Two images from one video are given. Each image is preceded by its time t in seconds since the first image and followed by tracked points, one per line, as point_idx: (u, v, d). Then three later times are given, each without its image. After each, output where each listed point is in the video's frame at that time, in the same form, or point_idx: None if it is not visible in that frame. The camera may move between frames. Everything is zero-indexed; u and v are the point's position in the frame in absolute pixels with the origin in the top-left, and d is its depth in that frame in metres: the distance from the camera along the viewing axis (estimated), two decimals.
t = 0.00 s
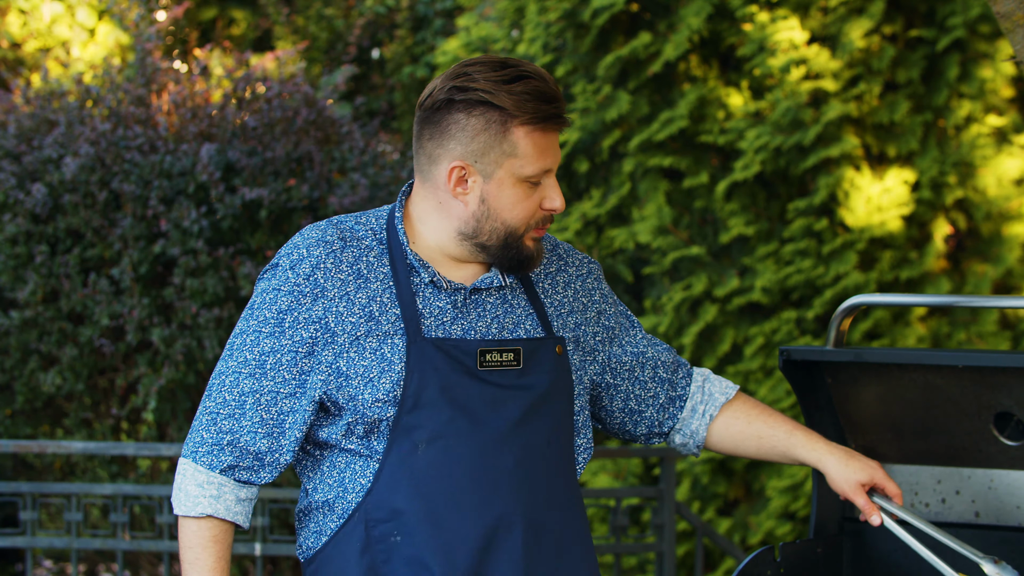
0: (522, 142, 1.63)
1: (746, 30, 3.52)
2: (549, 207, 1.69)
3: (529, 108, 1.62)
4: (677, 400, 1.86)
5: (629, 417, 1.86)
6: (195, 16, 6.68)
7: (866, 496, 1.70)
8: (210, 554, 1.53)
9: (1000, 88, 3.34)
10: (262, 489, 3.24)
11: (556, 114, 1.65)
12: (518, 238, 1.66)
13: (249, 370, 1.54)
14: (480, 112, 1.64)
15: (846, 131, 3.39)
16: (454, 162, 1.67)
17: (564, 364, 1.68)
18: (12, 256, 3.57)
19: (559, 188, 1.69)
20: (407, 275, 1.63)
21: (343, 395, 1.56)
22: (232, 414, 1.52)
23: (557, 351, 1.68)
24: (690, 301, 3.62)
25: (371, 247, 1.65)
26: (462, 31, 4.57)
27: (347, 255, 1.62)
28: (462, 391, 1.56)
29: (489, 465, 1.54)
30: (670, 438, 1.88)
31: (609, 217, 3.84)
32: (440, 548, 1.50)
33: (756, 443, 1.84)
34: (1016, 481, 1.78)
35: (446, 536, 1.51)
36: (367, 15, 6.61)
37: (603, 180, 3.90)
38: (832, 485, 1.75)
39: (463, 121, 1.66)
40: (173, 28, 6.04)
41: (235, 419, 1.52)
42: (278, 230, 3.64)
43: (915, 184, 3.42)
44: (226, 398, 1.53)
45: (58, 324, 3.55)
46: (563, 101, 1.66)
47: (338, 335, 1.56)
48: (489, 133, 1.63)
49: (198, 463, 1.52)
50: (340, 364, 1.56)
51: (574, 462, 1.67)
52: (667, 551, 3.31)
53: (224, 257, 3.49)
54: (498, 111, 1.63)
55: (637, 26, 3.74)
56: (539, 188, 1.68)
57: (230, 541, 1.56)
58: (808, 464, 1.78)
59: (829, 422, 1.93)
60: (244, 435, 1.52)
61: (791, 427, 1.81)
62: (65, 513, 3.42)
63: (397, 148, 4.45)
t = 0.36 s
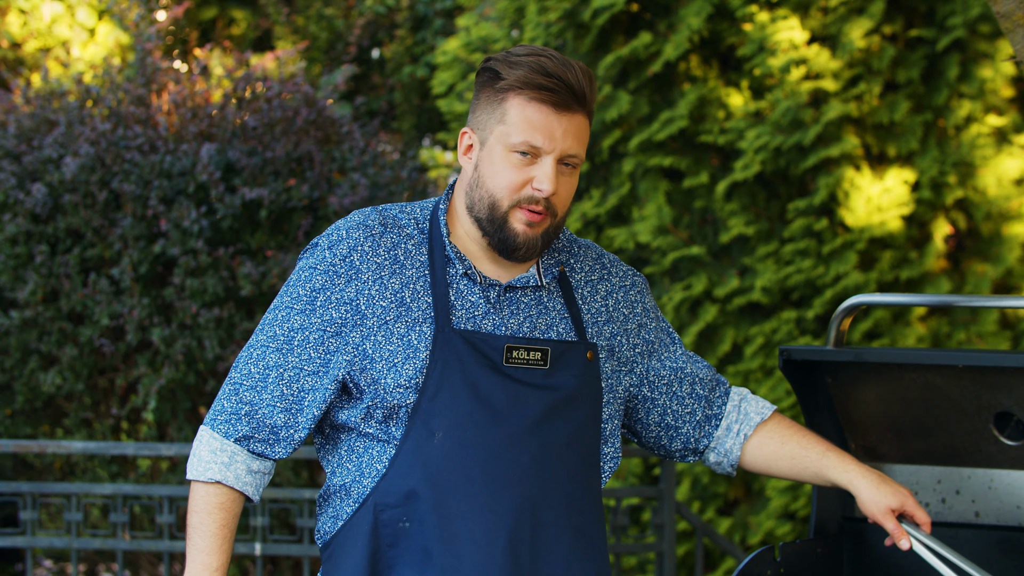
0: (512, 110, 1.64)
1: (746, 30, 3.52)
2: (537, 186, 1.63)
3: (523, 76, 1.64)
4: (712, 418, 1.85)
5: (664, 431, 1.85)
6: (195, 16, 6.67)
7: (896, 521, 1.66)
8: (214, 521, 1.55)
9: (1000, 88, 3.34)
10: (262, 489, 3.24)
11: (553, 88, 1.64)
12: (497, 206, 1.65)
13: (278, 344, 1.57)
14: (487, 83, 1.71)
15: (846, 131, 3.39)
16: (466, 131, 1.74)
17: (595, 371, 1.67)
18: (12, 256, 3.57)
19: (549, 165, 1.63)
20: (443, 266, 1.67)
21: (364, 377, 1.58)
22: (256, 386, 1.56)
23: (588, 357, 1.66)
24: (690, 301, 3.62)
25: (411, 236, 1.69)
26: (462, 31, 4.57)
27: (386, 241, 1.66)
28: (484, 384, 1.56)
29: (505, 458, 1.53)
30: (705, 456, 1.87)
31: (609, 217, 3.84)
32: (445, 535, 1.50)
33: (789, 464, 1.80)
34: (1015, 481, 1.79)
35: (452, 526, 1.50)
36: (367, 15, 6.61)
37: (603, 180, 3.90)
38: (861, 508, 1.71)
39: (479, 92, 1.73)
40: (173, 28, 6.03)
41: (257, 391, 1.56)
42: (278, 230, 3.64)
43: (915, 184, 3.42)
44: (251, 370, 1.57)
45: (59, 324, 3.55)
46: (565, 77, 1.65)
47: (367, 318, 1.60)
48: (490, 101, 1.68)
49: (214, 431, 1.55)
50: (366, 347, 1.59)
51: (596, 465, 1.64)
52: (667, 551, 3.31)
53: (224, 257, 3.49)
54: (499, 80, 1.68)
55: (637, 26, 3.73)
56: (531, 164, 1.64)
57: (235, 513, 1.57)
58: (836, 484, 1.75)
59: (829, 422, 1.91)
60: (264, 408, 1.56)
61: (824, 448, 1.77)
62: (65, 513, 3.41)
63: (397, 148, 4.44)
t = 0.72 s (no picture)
0: (521, 115, 1.63)
1: (746, 31, 3.52)
2: (538, 193, 1.63)
3: (536, 82, 1.63)
4: (723, 414, 1.85)
5: (675, 428, 1.85)
6: (195, 16, 6.67)
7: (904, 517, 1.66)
8: (231, 526, 1.57)
9: (1000, 88, 3.34)
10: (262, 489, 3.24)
11: (565, 98, 1.62)
12: (497, 209, 1.64)
13: (280, 348, 1.59)
14: (501, 83, 1.70)
15: (846, 131, 3.39)
16: (475, 127, 1.74)
17: (596, 368, 1.67)
18: (12, 256, 3.57)
19: (552, 173, 1.63)
20: (442, 266, 1.67)
21: (363, 377, 1.59)
22: (262, 391, 1.58)
23: (589, 354, 1.67)
24: (690, 301, 3.62)
25: (411, 236, 1.69)
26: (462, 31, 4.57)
27: (385, 241, 1.67)
28: (481, 381, 1.56)
29: (503, 455, 1.53)
30: (716, 453, 1.87)
31: (609, 217, 3.84)
32: (442, 533, 1.50)
33: (799, 456, 1.79)
34: (1016, 481, 1.78)
35: (450, 523, 1.50)
36: (366, 15, 6.60)
37: (603, 180, 3.90)
38: (869, 502, 1.71)
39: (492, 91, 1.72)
40: (173, 28, 6.03)
41: (263, 396, 1.58)
42: (278, 230, 3.64)
43: (915, 184, 3.42)
44: (257, 375, 1.58)
45: (59, 324, 3.55)
46: (579, 88, 1.64)
47: (366, 318, 1.60)
48: (501, 101, 1.67)
49: (224, 437, 1.57)
50: (365, 347, 1.59)
51: (599, 464, 1.64)
52: (667, 551, 3.31)
53: (225, 257, 3.49)
54: (512, 82, 1.67)
55: (637, 26, 3.73)
56: (535, 170, 1.64)
57: (253, 517, 1.60)
58: (846, 479, 1.74)
59: (829, 422, 1.92)
60: (270, 412, 1.58)
61: (835, 441, 1.77)
62: (64, 513, 3.41)
63: (397, 148, 4.44)
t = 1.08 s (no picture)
0: (577, 145, 1.65)
1: (746, 30, 3.52)
2: (589, 219, 1.69)
3: (591, 113, 1.64)
4: (725, 411, 1.84)
5: (678, 425, 1.84)
6: (195, 15, 6.67)
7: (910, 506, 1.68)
8: (241, 522, 1.57)
9: (1000, 88, 3.34)
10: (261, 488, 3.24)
11: (617, 129, 1.66)
12: (550, 239, 1.66)
13: (280, 349, 1.60)
14: (543, 107, 1.68)
15: (846, 131, 3.39)
16: (507, 150, 1.71)
17: (595, 369, 1.66)
18: (12, 256, 3.57)
19: (602, 201, 1.69)
20: (441, 269, 1.67)
21: (360, 381, 1.59)
22: (262, 392, 1.58)
23: (587, 355, 1.66)
24: (689, 301, 3.62)
25: (411, 239, 1.70)
26: (462, 31, 4.57)
27: (384, 244, 1.67)
28: (478, 385, 1.55)
29: (499, 460, 1.52)
30: (719, 450, 1.86)
31: (609, 217, 3.84)
32: (440, 538, 1.50)
33: (804, 450, 1.80)
34: (1016, 481, 1.77)
35: (447, 528, 1.51)
36: (366, 15, 6.60)
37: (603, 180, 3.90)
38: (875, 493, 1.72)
39: (525, 113, 1.70)
40: (173, 28, 6.03)
41: (263, 397, 1.58)
42: (278, 230, 3.64)
43: (915, 184, 3.42)
44: (257, 376, 1.59)
45: (59, 324, 3.55)
46: (627, 119, 1.68)
47: (365, 320, 1.61)
48: (547, 129, 1.66)
49: (226, 436, 1.57)
50: (363, 349, 1.60)
51: (600, 464, 1.63)
52: (667, 551, 3.31)
53: (224, 257, 3.49)
54: (560, 109, 1.66)
55: (637, 26, 3.73)
56: (583, 197, 1.69)
57: (263, 513, 1.60)
58: (852, 471, 1.75)
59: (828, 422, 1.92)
60: (270, 412, 1.58)
61: (839, 434, 1.78)
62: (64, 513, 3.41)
63: (397, 148, 4.44)
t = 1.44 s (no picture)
0: (575, 145, 1.65)
1: (746, 30, 3.52)
2: (591, 219, 1.68)
3: (589, 113, 1.64)
4: (725, 411, 1.84)
5: (676, 425, 1.85)
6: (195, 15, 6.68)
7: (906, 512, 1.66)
8: (236, 528, 1.57)
9: (1000, 88, 3.34)
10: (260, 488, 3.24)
11: (616, 127, 1.66)
12: (551, 239, 1.67)
13: (281, 353, 1.59)
14: (541, 107, 1.68)
15: (846, 131, 3.39)
16: (506, 151, 1.71)
17: (597, 371, 1.66)
18: (12, 256, 3.57)
19: (603, 200, 1.69)
20: (444, 272, 1.66)
21: (363, 384, 1.59)
22: (262, 395, 1.58)
23: (590, 357, 1.66)
24: (690, 301, 3.62)
25: (413, 242, 1.69)
26: (462, 31, 4.57)
27: (387, 247, 1.66)
28: (482, 389, 1.55)
29: (503, 464, 1.52)
30: (718, 450, 1.86)
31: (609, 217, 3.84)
32: (443, 542, 1.50)
33: (800, 454, 1.80)
34: (1016, 481, 1.77)
35: (450, 531, 1.51)
36: (366, 15, 6.60)
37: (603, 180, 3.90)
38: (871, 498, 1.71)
39: (524, 113, 1.70)
40: (173, 28, 6.03)
41: (263, 400, 1.58)
42: (278, 230, 3.64)
43: (915, 184, 3.42)
44: (257, 379, 1.58)
45: (58, 324, 3.55)
46: (626, 117, 1.67)
47: (367, 324, 1.60)
48: (545, 129, 1.66)
49: (226, 438, 1.57)
50: (366, 353, 1.59)
51: (602, 467, 1.63)
52: (667, 551, 3.31)
53: (225, 257, 3.49)
54: (557, 108, 1.66)
55: (638, 26, 3.73)
56: (584, 198, 1.68)
57: (258, 517, 1.60)
58: (847, 474, 1.74)
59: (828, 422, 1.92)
60: (271, 416, 1.58)
61: (836, 438, 1.77)
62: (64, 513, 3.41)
63: (397, 148, 4.44)
